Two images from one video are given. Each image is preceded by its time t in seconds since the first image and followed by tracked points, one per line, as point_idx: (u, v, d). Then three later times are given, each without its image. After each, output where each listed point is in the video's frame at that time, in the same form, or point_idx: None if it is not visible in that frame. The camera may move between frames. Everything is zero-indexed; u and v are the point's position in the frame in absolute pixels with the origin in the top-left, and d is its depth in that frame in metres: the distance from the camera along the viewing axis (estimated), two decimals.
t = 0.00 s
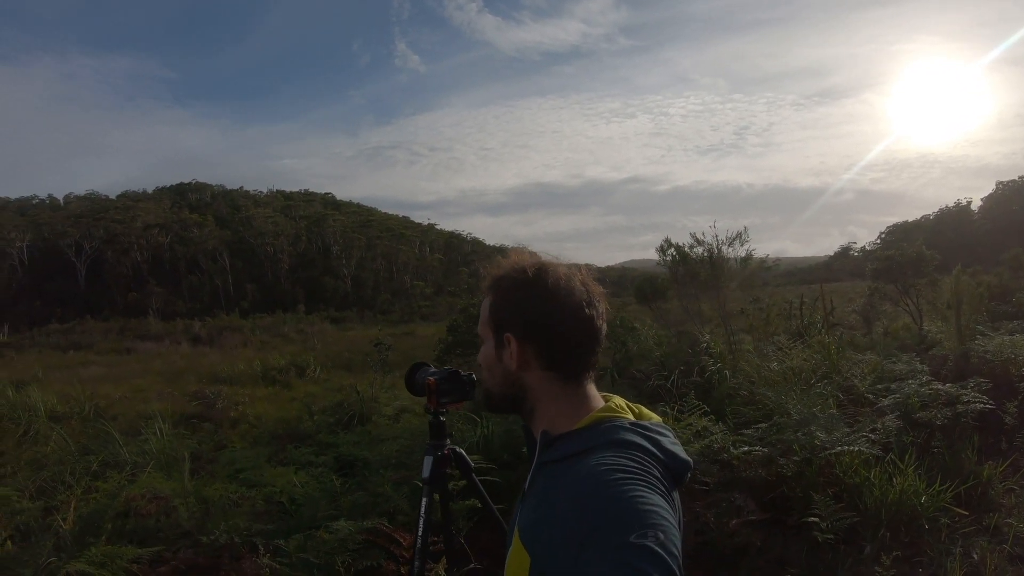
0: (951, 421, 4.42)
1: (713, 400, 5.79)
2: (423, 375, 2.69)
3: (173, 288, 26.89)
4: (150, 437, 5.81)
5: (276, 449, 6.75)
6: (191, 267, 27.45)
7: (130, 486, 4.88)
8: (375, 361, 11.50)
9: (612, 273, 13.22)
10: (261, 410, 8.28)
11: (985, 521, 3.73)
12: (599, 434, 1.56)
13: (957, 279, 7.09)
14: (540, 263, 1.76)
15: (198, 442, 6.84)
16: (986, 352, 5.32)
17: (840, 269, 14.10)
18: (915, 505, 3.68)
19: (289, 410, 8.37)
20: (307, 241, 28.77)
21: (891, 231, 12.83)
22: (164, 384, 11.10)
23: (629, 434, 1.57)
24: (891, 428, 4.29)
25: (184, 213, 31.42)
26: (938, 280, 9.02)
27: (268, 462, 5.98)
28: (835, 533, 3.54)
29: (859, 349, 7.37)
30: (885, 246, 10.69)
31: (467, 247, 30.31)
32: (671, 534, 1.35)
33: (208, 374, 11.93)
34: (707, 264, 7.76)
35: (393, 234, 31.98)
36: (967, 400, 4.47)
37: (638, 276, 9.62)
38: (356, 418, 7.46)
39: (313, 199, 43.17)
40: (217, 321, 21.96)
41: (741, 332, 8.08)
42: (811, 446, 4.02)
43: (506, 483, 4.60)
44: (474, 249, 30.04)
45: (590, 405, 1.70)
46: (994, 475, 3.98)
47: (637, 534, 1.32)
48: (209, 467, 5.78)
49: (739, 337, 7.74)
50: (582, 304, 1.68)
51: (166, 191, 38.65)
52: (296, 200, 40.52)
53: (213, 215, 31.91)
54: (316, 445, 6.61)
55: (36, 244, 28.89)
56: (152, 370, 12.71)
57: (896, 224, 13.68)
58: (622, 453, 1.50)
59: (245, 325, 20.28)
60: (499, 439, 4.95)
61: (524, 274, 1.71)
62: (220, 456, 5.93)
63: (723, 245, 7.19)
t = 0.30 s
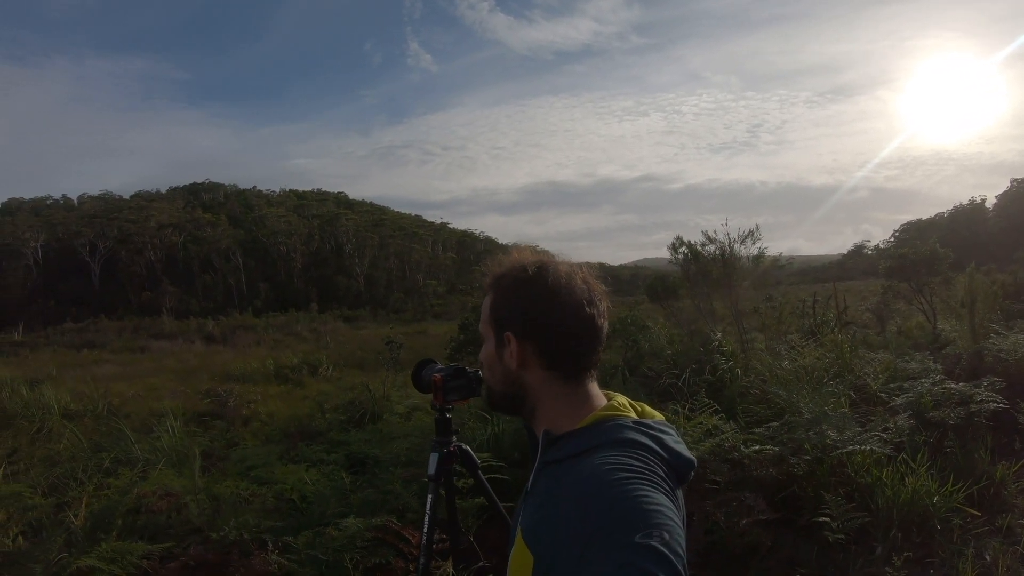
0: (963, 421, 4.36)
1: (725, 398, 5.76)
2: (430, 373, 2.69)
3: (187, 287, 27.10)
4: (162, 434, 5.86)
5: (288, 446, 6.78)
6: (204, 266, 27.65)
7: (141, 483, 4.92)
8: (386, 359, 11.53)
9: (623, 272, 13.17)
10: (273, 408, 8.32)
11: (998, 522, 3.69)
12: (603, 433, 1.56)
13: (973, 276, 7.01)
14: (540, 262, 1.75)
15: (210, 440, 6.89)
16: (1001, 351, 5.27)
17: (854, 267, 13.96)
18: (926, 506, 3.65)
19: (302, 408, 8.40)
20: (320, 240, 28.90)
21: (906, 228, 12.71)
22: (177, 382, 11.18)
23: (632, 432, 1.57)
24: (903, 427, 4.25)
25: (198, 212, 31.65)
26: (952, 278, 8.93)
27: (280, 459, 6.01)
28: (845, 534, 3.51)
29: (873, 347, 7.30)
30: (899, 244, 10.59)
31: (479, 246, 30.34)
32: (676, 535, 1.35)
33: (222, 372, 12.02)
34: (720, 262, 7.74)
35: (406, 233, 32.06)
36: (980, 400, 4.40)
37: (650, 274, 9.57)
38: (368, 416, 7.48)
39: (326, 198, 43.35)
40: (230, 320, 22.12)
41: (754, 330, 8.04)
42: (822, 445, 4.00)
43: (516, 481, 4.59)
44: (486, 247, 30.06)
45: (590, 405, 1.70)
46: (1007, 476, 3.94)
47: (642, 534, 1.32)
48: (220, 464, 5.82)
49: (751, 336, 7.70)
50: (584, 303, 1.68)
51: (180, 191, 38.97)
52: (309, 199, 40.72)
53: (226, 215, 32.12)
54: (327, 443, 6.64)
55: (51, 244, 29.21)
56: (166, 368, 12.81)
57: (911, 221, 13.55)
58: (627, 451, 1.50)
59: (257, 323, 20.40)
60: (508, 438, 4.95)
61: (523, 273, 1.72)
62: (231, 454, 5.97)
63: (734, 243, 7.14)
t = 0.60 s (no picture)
0: (976, 424, 4.31)
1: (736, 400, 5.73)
2: (436, 377, 2.69)
3: (199, 287, 27.29)
4: (173, 434, 5.90)
5: (298, 446, 6.82)
6: (217, 265, 27.84)
7: (152, 483, 4.97)
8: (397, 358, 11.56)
9: (634, 272, 13.12)
10: (284, 408, 8.36)
11: (1010, 527, 3.66)
12: (602, 437, 1.57)
13: (986, 276, 6.94)
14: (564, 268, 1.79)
15: (221, 439, 6.93)
16: (1015, 353, 5.21)
17: (866, 267, 13.85)
18: (937, 510, 3.62)
19: (312, 408, 8.44)
20: (331, 239, 29.02)
21: (920, 227, 12.60)
22: (190, 381, 11.26)
23: (631, 436, 1.58)
24: (915, 429, 4.22)
25: (210, 212, 31.86)
26: (966, 278, 8.84)
27: (290, 459, 6.04)
28: (856, 538, 3.49)
29: (886, 348, 7.24)
30: (913, 243, 10.49)
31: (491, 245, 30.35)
32: (672, 537, 1.36)
33: (234, 371, 12.09)
34: (731, 263, 7.70)
35: (417, 232, 32.13)
36: (993, 402, 4.37)
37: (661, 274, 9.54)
38: (379, 416, 7.51)
39: (337, 197, 43.50)
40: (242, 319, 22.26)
41: (766, 331, 7.99)
42: (833, 448, 3.97)
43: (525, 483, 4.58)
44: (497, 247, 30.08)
45: (592, 411, 1.71)
46: (1020, 480, 3.91)
47: (639, 535, 1.32)
48: (230, 464, 5.86)
49: (763, 336, 7.65)
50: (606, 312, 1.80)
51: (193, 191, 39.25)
52: (322, 199, 40.90)
53: (239, 215, 32.31)
54: (338, 442, 6.66)
55: (65, 244, 29.50)
56: (179, 368, 12.91)
57: (925, 220, 13.43)
58: (625, 454, 1.51)
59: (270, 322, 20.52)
60: (517, 439, 4.94)
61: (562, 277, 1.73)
62: (241, 454, 6.01)
63: (746, 243, 7.11)
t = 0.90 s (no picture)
0: (987, 424, 4.26)
1: (745, 399, 5.69)
2: (440, 375, 2.69)
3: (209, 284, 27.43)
4: (180, 430, 5.93)
5: (306, 443, 6.83)
6: (226, 263, 27.99)
7: (159, 479, 4.99)
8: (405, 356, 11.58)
9: (643, 270, 13.08)
10: (292, 405, 8.39)
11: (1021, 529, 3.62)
12: (605, 433, 1.55)
13: (998, 274, 6.87)
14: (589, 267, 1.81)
15: (230, 436, 6.96)
16: None
17: (877, 265, 13.74)
18: (947, 512, 3.58)
19: (321, 405, 8.47)
20: (341, 237, 29.09)
21: (931, 226, 12.49)
22: (198, 378, 11.31)
23: (634, 432, 1.56)
24: (924, 429, 4.18)
25: (220, 210, 32.00)
26: (977, 277, 8.75)
27: (298, 456, 6.05)
28: (865, 540, 3.45)
29: (896, 347, 7.18)
30: (925, 241, 10.41)
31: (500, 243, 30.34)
32: (676, 530, 1.31)
33: (243, 368, 12.14)
34: (740, 261, 7.66)
35: (426, 229, 32.18)
36: (1004, 403, 4.31)
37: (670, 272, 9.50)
38: (387, 414, 7.52)
39: (347, 195, 43.63)
40: (251, 316, 22.34)
41: (775, 329, 7.94)
42: (844, 448, 3.92)
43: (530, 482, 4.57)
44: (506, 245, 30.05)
45: (597, 404, 1.71)
46: None
47: (642, 529, 1.28)
48: (237, 461, 5.88)
49: (773, 335, 7.61)
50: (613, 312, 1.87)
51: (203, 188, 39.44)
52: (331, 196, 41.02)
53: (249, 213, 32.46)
54: (345, 440, 6.68)
55: (77, 241, 29.71)
56: (189, 364, 12.98)
57: (937, 219, 13.31)
58: (628, 450, 1.49)
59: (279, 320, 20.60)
60: (523, 439, 4.93)
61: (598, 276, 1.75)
62: (248, 450, 6.03)
63: (755, 242, 7.06)
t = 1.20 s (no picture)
0: (991, 425, 4.24)
1: (747, 399, 5.68)
2: (437, 373, 2.69)
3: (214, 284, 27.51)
4: (183, 430, 5.95)
5: (309, 442, 6.84)
6: (231, 263, 28.06)
7: (162, 478, 5.01)
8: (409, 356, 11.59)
9: (647, 270, 13.06)
10: (296, 405, 8.41)
11: None
12: (604, 429, 1.55)
13: (1002, 274, 6.84)
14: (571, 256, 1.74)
15: (233, 436, 6.98)
16: None
17: (882, 265, 13.70)
18: (950, 513, 3.57)
19: (324, 405, 8.48)
20: (345, 237, 29.14)
21: (937, 226, 12.45)
22: (203, 378, 11.35)
23: (633, 429, 1.56)
24: (928, 429, 4.16)
25: (225, 210, 32.10)
26: (982, 277, 8.72)
27: (301, 455, 6.07)
28: (868, 540, 3.44)
29: (900, 348, 7.16)
30: (930, 241, 10.36)
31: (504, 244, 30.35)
32: (675, 528, 1.33)
33: (248, 368, 12.17)
34: (744, 261, 7.64)
35: (431, 230, 32.19)
36: (1008, 403, 4.29)
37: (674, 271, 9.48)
38: (390, 413, 7.52)
39: (352, 195, 43.71)
40: (256, 316, 22.39)
41: (779, 330, 7.92)
42: (847, 448, 3.91)
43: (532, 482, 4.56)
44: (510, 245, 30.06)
45: (596, 400, 1.71)
46: None
47: (642, 526, 1.29)
48: (240, 460, 5.89)
49: (777, 335, 7.60)
50: (614, 300, 1.74)
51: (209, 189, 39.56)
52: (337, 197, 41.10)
53: (254, 214, 32.55)
54: (348, 439, 6.69)
55: (83, 241, 29.82)
56: (194, 364, 13.02)
57: (942, 219, 13.26)
58: (627, 447, 1.49)
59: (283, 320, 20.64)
60: (525, 439, 4.92)
61: (564, 266, 1.68)
62: (251, 450, 6.04)
63: (759, 242, 7.05)
